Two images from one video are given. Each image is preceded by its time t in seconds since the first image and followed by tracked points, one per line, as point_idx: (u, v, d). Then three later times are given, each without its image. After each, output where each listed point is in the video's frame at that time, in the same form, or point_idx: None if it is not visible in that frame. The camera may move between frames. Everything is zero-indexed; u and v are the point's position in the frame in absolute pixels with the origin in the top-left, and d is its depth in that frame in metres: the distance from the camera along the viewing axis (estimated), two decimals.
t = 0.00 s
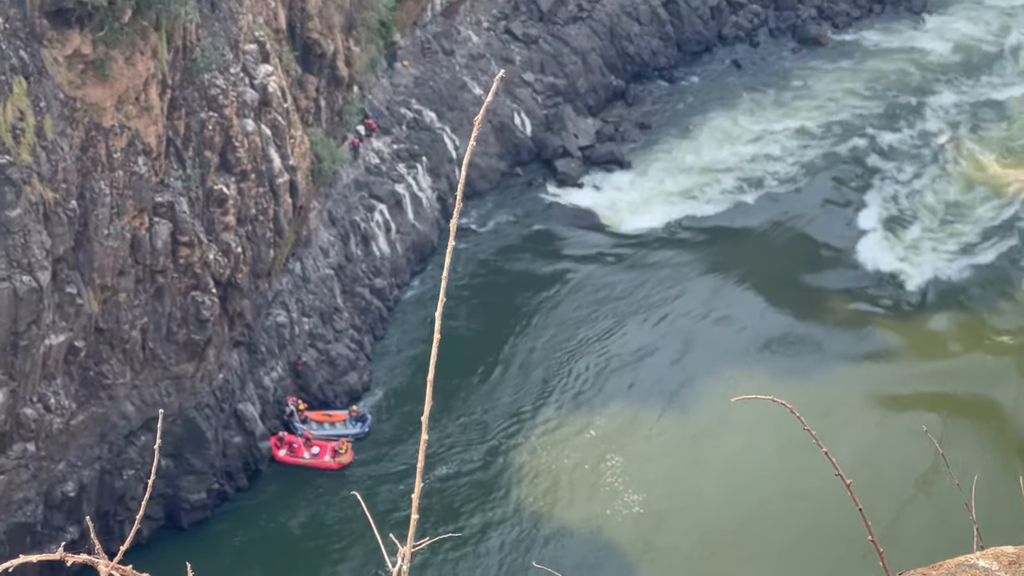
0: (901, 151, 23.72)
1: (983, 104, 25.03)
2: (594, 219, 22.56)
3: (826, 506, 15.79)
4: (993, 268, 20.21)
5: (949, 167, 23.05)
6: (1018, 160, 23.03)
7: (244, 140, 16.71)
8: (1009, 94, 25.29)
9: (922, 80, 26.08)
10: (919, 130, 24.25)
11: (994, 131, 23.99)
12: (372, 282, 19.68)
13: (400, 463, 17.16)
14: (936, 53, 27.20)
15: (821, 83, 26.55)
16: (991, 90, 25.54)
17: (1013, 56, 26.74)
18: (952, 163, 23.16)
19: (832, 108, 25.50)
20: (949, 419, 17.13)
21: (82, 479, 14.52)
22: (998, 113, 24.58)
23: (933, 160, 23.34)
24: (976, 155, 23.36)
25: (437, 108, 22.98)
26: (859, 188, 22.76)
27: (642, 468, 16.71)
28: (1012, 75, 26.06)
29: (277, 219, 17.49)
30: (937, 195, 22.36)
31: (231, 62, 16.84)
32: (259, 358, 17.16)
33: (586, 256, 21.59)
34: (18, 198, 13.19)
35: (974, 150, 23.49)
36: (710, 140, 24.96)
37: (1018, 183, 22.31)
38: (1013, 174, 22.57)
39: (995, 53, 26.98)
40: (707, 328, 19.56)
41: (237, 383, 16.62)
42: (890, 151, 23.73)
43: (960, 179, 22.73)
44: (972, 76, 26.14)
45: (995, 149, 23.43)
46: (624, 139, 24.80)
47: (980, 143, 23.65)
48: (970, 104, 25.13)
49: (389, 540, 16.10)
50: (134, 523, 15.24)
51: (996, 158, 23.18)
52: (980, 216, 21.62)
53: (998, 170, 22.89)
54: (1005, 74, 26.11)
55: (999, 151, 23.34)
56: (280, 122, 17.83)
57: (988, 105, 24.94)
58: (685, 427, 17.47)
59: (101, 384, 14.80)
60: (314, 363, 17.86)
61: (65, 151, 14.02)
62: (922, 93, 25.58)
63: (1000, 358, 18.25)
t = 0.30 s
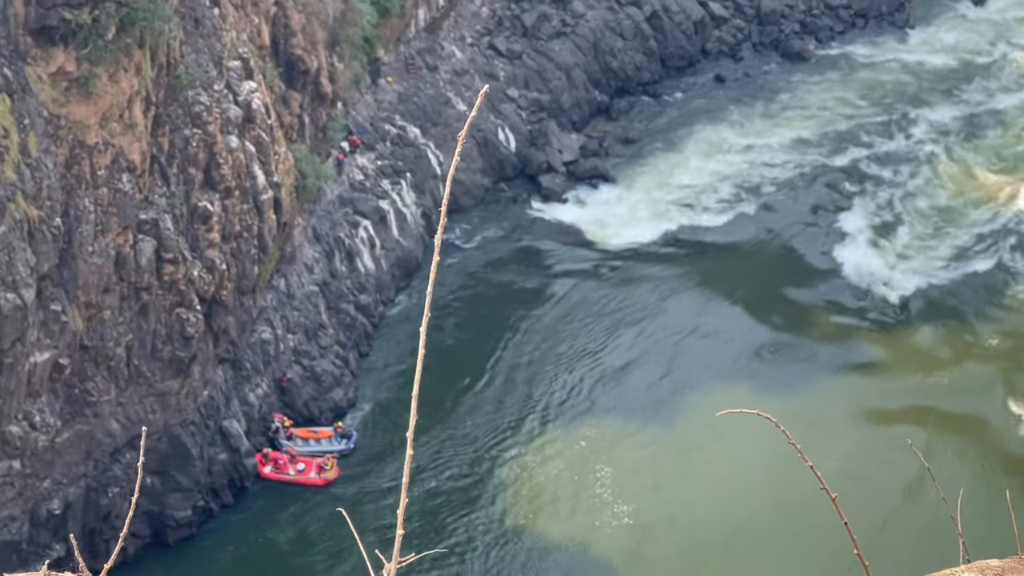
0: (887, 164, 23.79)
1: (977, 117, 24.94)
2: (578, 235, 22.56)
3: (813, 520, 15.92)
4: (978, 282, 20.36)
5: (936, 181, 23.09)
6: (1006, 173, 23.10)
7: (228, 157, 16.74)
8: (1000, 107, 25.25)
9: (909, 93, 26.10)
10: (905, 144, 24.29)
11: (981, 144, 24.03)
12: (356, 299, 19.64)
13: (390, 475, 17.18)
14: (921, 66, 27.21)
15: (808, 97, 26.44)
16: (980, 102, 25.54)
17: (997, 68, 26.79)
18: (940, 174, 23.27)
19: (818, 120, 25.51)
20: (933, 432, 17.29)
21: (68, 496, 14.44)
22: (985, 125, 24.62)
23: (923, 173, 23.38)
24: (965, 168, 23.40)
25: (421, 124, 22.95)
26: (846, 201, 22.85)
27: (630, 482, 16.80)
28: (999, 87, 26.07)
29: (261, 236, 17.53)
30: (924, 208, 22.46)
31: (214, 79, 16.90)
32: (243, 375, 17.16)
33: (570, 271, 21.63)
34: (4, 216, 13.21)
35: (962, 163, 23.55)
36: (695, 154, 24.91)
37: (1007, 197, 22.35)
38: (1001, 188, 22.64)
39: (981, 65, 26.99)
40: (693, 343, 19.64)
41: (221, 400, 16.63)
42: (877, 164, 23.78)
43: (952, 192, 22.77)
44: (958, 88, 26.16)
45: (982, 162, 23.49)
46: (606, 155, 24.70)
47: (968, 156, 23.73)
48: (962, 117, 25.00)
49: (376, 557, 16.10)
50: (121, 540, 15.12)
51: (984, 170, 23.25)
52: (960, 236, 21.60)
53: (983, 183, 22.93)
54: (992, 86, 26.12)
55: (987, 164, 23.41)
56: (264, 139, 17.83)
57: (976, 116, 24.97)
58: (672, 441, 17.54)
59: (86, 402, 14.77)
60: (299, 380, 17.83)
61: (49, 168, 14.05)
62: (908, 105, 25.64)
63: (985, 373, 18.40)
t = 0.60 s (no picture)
0: (870, 178, 23.87)
1: (963, 130, 24.99)
2: (564, 250, 22.58)
3: (801, 535, 15.95)
4: (964, 296, 20.45)
5: (921, 195, 23.18)
6: (992, 185, 23.18)
7: (214, 173, 16.78)
8: (984, 120, 25.33)
9: (893, 107, 26.16)
10: (888, 159, 24.40)
11: (965, 158, 24.10)
12: (344, 315, 19.60)
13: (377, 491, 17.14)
14: (906, 78, 27.26)
15: (794, 112, 26.42)
16: (966, 114, 25.63)
17: (981, 81, 26.90)
18: (925, 188, 23.36)
19: (802, 133, 25.59)
20: (922, 444, 17.36)
21: (55, 514, 14.40)
22: (969, 138, 24.70)
23: (912, 180, 23.61)
24: (949, 181, 23.47)
25: (408, 140, 22.93)
26: (829, 216, 22.94)
27: (619, 495, 16.84)
28: (985, 100, 26.14)
29: (248, 252, 17.57)
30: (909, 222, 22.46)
31: (201, 95, 16.94)
32: (231, 391, 17.16)
33: (557, 286, 21.66)
34: None
35: (946, 176, 23.62)
36: (684, 166, 24.92)
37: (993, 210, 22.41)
38: (986, 200, 22.73)
39: (966, 78, 27.06)
40: (682, 357, 19.69)
41: (209, 416, 16.62)
42: (861, 179, 23.85)
43: (938, 205, 22.82)
44: (943, 101, 26.23)
45: (966, 174, 23.59)
46: (593, 171, 24.75)
47: (953, 170, 23.80)
48: (946, 131, 25.07)
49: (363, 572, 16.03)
50: (109, 557, 15.08)
51: (969, 183, 23.34)
52: (957, 238, 21.83)
53: (967, 196, 22.98)
54: (976, 98, 26.21)
55: (971, 177, 23.50)
56: (250, 155, 17.85)
57: (961, 129, 25.06)
58: (661, 455, 17.58)
59: (73, 420, 14.74)
60: (287, 396, 17.80)
61: (36, 185, 14.05)
62: (891, 118, 25.75)
63: (973, 385, 18.49)
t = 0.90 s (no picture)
0: (856, 190, 23.93)
1: (950, 142, 24.98)
2: (551, 264, 22.59)
3: (787, 548, 16.02)
4: (951, 308, 20.53)
5: (911, 203, 23.37)
6: (978, 196, 23.23)
7: (201, 188, 16.78)
8: (971, 130, 25.31)
9: (878, 119, 26.17)
10: (874, 172, 24.42)
11: (951, 171, 24.06)
12: (331, 329, 19.59)
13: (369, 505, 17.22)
14: (890, 90, 27.26)
15: (779, 125, 26.33)
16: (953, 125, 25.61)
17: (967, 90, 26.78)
18: (912, 200, 23.46)
19: (786, 143, 25.64)
20: (909, 454, 17.45)
21: (43, 529, 14.38)
22: (955, 150, 24.71)
23: (904, 184, 23.94)
24: (935, 194, 23.50)
25: (394, 154, 22.91)
26: (815, 228, 22.98)
27: (606, 509, 16.87)
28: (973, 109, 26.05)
29: (236, 266, 17.58)
30: (894, 235, 22.53)
31: (187, 110, 16.95)
32: (219, 406, 17.14)
33: (544, 299, 21.70)
34: None
35: (932, 190, 23.66)
36: (671, 178, 24.98)
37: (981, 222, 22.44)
38: (973, 212, 22.77)
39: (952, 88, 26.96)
40: (669, 370, 19.74)
41: (196, 431, 16.62)
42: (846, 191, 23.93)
43: (924, 218, 22.90)
44: (930, 113, 26.16)
45: (950, 187, 23.65)
46: (580, 183, 24.75)
47: (939, 182, 23.84)
48: (932, 143, 25.07)
49: None
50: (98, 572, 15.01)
51: (954, 195, 23.39)
52: (951, 242, 22.13)
53: (951, 207, 23.09)
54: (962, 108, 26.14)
55: (958, 189, 23.55)
56: (237, 170, 17.86)
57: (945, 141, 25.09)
58: (649, 468, 17.62)
59: (61, 436, 14.71)
60: (275, 411, 17.80)
61: (24, 200, 14.04)
62: (875, 131, 25.77)
63: (959, 394, 18.60)
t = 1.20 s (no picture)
0: (840, 202, 24.00)
1: (934, 153, 25.05)
2: (537, 276, 22.60)
3: (771, 558, 16.12)
4: (936, 320, 20.61)
5: (896, 215, 23.45)
6: (962, 208, 23.33)
7: (186, 202, 16.77)
8: (956, 142, 25.37)
9: (862, 129, 26.19)
10: (860, 183, 24.45)
11: (936, 184, 24.13)
12: (317, 341, 19.58)
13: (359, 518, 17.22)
14: (874, 100, 27.21)
15: (763, 136, 26.31)
16: (938, 136, 25.63)
17: (953, 101, 26.74)
18: (896, 211, 23.55)
19: (772, 154, 25.67)
20: (895, 465, 17.52)
21: (29, 544, 14.42)
22: (940, 162, 24.76)
23: (890, 194, 24.04)
24: (921, 207, 23.56)
25: (380, 166, 22.85)
26: (801, 239, 22.98)
27: (592, 522, 16.86)
28: (957, 122, 26.05)
29: (221, 279, 17.58)
30: (880, 248, 22.59)
31: (172, 123, 16.97)
32: (206, 419, 17.09)
33: (530, 310, 21.73)
34: None
35: (917, 201, 23.73)
36: (657, 189, 24.99)
37: (968, 236, 22.59)
38: (960, 224, 22.86)
39: (937, 98, 26.94)
40: (655, 382, 19.77)
41: (183, 444, 16.58)
42: (830, 203, 23.98)
43: (908, 230, 23.00)
44: (915, 124, 26.18)
45: (934, 198, 23.74)
46: (565, 195, 24.76)
47: (924, 194, 23.91)
48: (916, 154, 25.14)
49: None
50: None
51: (939, 207, 23.46)
52: (937, 254, 22.23)
53: (935, 218, 23.19)
54: (947, 121, 26.14)
55: (942, 200, 23.64)
56: (223, 183, 17.85)
57: (930, 153, 25.12)
58: (635, 480, 17.63)
59: (47, 450, 14.70)
60: (262, 424, 17.78)
61: (9, 215, 14.06)
62: (859, 142, 25.75)
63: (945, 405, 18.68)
